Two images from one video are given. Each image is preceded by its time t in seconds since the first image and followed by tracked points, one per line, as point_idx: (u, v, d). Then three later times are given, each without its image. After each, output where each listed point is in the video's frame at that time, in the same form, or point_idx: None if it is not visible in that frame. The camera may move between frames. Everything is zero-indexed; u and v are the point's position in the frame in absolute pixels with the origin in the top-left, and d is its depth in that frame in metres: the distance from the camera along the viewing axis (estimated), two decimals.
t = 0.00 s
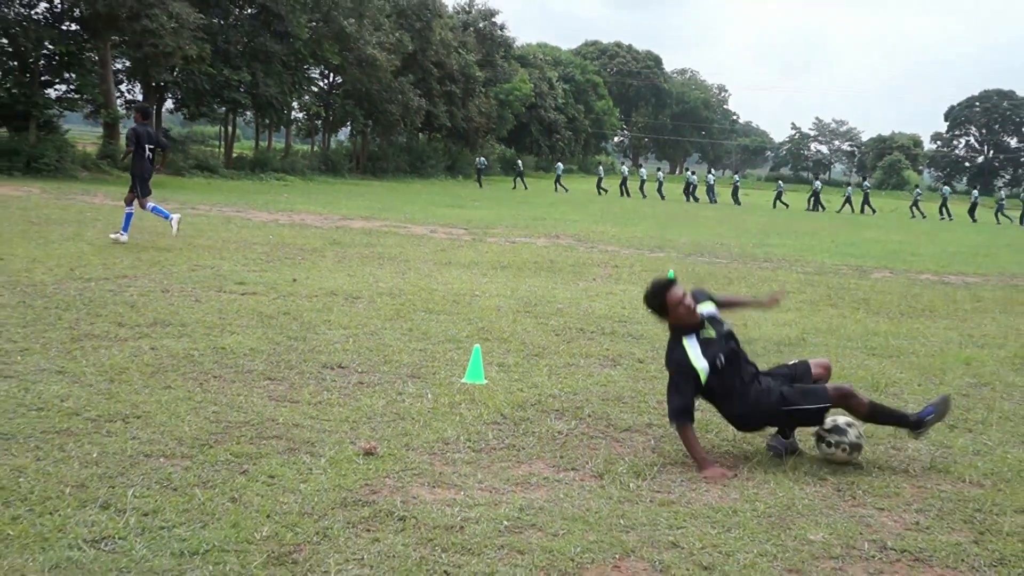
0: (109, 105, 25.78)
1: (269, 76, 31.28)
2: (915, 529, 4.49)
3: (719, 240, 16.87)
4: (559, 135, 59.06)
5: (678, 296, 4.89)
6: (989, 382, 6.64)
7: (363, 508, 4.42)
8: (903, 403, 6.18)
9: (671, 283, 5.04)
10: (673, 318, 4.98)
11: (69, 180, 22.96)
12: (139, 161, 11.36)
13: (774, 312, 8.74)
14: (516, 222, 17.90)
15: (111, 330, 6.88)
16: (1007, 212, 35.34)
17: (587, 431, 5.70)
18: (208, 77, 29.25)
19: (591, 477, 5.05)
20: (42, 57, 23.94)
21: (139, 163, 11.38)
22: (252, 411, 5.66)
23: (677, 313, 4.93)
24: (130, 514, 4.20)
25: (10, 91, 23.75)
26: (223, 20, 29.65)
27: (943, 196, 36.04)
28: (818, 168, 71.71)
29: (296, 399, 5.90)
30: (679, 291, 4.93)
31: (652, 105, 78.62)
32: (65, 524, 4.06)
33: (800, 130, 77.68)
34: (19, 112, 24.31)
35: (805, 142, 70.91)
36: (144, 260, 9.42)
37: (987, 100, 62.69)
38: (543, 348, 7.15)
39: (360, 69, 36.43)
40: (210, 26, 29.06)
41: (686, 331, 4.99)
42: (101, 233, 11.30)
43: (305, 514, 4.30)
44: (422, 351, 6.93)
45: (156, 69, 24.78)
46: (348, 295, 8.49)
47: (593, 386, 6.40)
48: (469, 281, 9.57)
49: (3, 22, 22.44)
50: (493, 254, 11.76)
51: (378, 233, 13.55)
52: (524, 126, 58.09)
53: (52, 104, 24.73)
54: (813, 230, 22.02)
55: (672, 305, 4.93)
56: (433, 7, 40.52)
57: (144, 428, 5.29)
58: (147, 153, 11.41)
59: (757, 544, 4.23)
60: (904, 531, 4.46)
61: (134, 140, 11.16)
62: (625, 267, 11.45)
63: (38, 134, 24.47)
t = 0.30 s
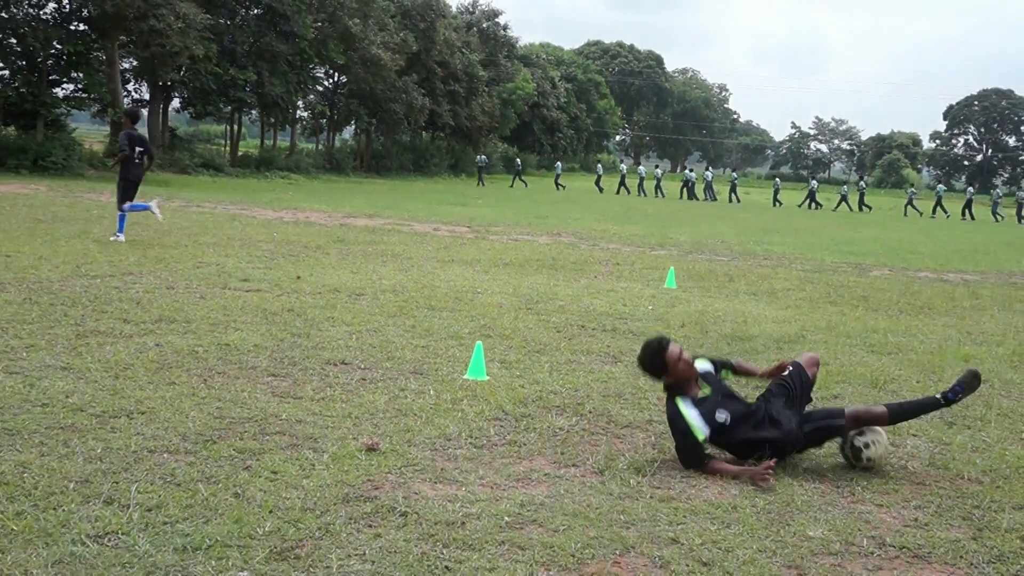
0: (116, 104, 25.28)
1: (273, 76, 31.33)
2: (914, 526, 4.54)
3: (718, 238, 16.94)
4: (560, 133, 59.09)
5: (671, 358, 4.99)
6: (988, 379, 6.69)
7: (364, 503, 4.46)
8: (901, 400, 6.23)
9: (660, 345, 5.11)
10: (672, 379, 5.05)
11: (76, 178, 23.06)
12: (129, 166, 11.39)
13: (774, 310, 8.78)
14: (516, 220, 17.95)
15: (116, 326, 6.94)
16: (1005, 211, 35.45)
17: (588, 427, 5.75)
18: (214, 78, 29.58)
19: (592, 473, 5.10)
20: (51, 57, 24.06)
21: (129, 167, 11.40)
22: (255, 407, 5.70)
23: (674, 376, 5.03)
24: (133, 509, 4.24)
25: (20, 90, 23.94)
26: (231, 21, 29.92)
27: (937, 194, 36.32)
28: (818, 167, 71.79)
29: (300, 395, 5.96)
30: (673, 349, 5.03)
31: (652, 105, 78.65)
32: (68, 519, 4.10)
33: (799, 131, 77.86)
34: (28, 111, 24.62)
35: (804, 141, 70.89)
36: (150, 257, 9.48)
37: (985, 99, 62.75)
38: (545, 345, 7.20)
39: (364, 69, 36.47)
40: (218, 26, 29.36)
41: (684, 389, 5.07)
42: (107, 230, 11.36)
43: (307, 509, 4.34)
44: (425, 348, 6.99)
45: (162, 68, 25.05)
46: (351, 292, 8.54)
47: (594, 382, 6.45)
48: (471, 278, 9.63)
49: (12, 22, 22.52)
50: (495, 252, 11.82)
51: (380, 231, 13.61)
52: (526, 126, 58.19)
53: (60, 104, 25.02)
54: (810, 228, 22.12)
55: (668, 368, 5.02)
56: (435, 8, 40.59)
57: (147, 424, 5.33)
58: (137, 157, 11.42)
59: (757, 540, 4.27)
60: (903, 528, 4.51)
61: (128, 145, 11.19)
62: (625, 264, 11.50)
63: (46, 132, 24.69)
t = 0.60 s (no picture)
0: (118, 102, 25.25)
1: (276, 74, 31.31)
2: (917, 523, 4.53)
3: (722, 236, 16.91)
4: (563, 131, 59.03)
5: (658, 411, 4.83)
6: (992, 377, 6.69)
7: (369, 501, 4.47)
8: (905, 398, 6.22)
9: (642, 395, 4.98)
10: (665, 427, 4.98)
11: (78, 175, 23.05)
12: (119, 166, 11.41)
13: (778, 308, 8.77)
14: (520, 218, 17.93)
15: (120, 323, 6.95)
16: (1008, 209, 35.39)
17: (592, 425, 5.74)
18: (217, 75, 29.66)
19: (596, 471, 5.10)
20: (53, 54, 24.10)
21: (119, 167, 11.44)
22: (260, 405, 5.71)
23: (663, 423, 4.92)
24: (137, 507, 4.25)
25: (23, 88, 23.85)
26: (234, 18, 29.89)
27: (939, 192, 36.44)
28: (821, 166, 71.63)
29: (304, 393, 5.97)
30: (661, 398, 4.83)
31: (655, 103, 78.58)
32: (72, 517, 4.10)
33: (802, 129, 77.74)
34: (31, 109, 24.56)
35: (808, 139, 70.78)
36: (154, 255, 9.49)
37: (988, 98, 62.53)
38: (549, 343, 7.21)
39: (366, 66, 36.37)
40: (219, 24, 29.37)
41: (679, 433, 5.02)
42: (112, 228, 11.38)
43: (312, 507, 4.35)
44: (429, 346, 7.00)
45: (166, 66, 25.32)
46: (355, 290, 8.56)
47: (598, 380, 6.45)
48: (475, 276, 9.63)
49: (14, 19, 22.39)
50: (498, 250, 11.82)
51: (384, 229, 13.61)
52: (529, 124, 58.17)
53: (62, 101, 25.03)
54: (813, 226, 22.10)
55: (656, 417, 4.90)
56: (439, 6, 40.59)
57: (151, 421, 5.34)
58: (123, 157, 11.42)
59: (761, 538, 4.27)
60: (907, 525, 4.51)
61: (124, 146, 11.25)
62: (628, 262, 11.49)
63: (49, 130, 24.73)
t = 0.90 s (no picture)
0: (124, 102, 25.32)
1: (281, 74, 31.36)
2: (925, 523, 4.52)
3: (729, 235, 16.87)
4: (568, 130, 58.99)
5: (647, 431, 4.93)
6: (999, 375, 6.66)
7: (375, 501, 4.46)
8: (912, 398, 6.20)
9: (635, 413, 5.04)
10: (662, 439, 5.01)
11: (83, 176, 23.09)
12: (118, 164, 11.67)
13: (783, 307, 8.75)
14: (525, 217, 17.92)
15: (126, 324, 6.97)
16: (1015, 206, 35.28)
17: (598, 425, 5.74)
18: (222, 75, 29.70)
19: (602, 470, 5.10)
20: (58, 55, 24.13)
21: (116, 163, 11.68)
22: (266, 405, 5.72)
23: (661, 436, 4.98)
24: (143, 507, 4.25)
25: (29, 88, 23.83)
26: (238, 18, 30.02)
27: (941, 190, 36.25)
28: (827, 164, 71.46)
29: (310, 392, 5.97)
30: (644, 425, 4.95)
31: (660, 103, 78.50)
32: (79, 517, 4.11)
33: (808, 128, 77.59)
34: (36, 108, 24.64)
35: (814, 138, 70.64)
36: (160, 255, 9.51)
37: (994, 95, 62.38)
38: (554, 342, 7.20)
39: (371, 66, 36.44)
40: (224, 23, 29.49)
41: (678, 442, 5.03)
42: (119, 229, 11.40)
43: (318, 507, 4.35)
44: (435, 345, 7.00)
45: (171, 66, 25.40)
46: (361, 290, 8.56)
47: (603, 379, 6.44)
48: (480, 275, 9.63)
49: (19, 20, 22.62)
50: (504, 249, 11.81)
51: (389, 228, 13.61)
52: (534, 124, 58.16)
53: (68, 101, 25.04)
54: (818, 224, 22.06)
55: (651, 431, 4.96)
56: (443, 5, 40.67)
57: (158, 421, 5.35)
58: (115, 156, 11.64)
59: (767, 538, 4.26)
60: (915, 525, 4.50)
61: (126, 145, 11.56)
62: (634, 261, 11.47)
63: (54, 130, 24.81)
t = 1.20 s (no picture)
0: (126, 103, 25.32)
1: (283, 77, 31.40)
2: (926, 525, 4.52)
3: (731, 237, 16.87)
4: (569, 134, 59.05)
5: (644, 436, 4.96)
6: (1000, 378, 6.66)
7: (376, 503, 4.46)
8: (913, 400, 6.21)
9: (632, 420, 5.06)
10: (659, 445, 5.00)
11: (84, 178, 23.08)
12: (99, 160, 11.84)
13: (784, 309, 8.75)
14: (527, 219, 17.94)
15: (128, 325, 6.96)
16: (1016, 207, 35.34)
17: (598, 427, 5.74)
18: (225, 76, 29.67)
19: (602, 473, 5.09)
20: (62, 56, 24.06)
21: (96, 160, 11.84)
22: (266, 407, 5.71)
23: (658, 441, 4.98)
24: (144, 509, 4.25)
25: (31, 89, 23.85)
26: (240, 20, 30.13)
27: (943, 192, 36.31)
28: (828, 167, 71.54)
29: (310, 394, 5.97)
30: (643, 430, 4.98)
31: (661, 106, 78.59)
32: (79, 519, 4.10)
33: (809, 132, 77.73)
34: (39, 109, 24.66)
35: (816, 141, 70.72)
36: (161, 256, 9.51)
37: (997, 97, 62.59)
38: (555, 344, 7.20)
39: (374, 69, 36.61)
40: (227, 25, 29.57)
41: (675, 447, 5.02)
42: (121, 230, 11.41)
43: (318, 509, 4.34)
44: (435, 347, 7.00)
45: (174, 67, 25.39)
46: (362, 292, 8.57)
47: (604, 381, 6.44)
48: (482, 277, 9.63)
49: (23, 21, 22.68)
50: (505, 251, 11.81)
51: (392, 230, 13.61)
52: (535, 128, 58.23)
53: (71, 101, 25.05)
54: (820, 227, 22.11)
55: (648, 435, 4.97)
56: (445, 8, 40.85)
57: (158, 423, 5.35)
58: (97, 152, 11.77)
59: (768, 541, 4.25)
60: (915, 527, 4.50)
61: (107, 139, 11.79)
62: (636, 263, 11.48)
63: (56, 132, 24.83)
